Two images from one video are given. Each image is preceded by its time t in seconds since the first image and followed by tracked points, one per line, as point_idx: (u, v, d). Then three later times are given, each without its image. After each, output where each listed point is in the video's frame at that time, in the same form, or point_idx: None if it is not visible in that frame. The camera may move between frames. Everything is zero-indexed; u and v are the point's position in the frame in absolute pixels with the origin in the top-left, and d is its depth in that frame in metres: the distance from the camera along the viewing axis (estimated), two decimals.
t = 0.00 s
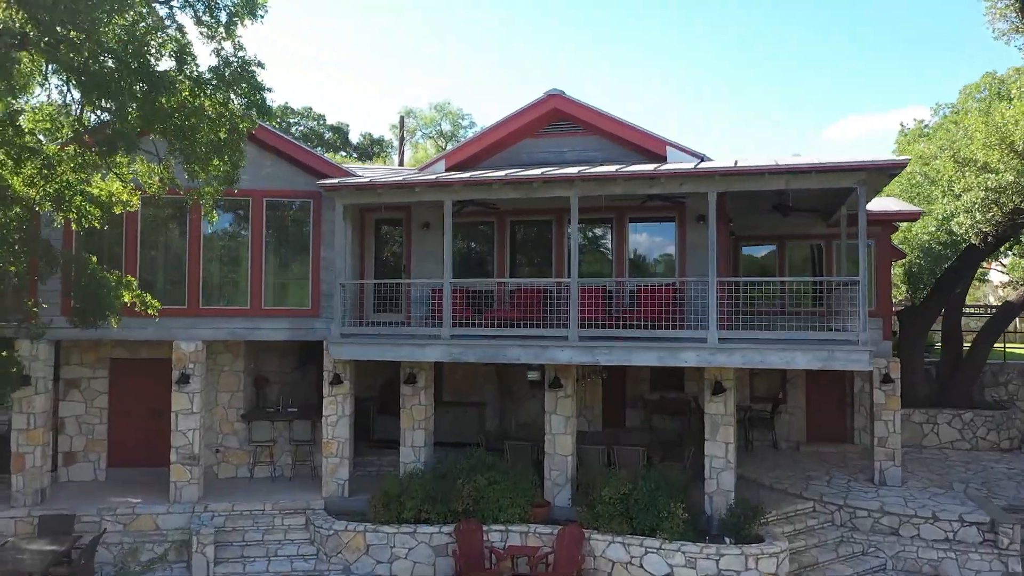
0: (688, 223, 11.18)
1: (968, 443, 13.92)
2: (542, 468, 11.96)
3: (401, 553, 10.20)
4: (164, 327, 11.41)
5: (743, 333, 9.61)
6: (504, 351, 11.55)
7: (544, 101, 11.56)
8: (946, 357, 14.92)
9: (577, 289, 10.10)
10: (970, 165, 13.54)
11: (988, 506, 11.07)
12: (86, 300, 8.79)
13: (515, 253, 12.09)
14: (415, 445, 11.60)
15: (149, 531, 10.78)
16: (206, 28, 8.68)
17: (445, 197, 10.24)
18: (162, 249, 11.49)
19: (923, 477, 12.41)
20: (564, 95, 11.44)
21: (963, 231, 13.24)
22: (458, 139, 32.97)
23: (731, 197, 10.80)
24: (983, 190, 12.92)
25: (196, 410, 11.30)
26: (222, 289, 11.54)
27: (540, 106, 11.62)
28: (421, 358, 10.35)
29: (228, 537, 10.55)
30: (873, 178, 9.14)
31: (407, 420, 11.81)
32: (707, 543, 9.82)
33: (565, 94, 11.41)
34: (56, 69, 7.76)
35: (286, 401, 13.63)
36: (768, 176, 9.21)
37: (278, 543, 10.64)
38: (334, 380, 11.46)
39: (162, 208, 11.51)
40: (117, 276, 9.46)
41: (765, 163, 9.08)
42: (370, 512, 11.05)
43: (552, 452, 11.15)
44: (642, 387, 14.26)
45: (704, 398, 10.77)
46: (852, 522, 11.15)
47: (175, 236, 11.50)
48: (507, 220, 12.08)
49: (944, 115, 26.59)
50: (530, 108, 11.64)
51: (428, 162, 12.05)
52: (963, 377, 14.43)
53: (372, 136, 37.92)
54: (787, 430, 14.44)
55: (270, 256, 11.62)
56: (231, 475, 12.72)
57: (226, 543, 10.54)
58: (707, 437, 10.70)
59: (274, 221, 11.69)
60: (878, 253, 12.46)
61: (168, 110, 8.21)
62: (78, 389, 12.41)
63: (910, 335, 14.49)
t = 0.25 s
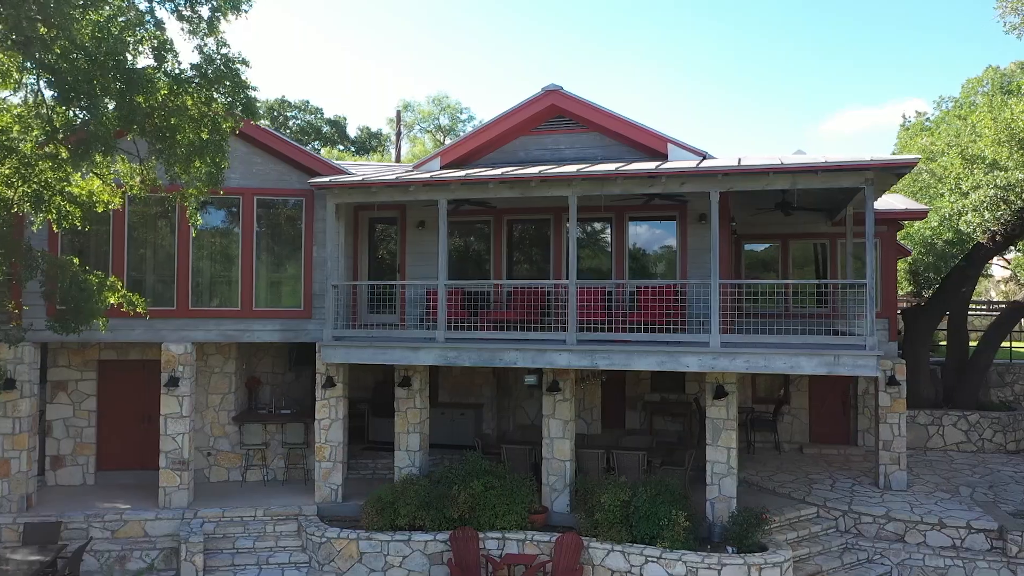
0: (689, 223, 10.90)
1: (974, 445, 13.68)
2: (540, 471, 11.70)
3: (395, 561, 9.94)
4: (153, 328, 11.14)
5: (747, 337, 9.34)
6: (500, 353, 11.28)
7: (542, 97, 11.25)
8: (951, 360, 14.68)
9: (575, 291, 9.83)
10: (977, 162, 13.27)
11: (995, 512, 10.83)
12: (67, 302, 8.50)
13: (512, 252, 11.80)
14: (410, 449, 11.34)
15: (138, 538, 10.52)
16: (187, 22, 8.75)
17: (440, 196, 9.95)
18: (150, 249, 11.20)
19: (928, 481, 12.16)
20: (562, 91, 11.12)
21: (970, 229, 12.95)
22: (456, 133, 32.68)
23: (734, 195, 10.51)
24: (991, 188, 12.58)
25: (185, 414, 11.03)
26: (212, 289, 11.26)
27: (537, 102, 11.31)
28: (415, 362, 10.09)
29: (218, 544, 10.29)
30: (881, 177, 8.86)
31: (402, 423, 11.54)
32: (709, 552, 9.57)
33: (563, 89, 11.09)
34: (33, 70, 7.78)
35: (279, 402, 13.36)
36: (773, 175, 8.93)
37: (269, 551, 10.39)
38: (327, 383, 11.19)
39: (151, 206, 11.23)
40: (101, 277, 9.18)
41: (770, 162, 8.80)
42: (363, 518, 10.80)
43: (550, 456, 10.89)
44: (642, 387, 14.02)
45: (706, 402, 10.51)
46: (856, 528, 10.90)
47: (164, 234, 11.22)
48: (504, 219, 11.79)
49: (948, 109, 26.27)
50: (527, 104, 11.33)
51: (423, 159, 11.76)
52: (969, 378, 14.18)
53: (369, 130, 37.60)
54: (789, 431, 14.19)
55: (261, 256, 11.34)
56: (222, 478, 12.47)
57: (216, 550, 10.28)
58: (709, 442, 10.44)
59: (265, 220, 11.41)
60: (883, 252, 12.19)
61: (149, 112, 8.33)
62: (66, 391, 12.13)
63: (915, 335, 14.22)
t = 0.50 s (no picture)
0: (691, 223, 10.65)
1: (980, 447, 13.45)
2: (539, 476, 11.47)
3: (389, 570, 9.71)
4: (142, 330, 10.89)
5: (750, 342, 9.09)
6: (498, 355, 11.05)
7: (539, 94, 10.97)
8: (956, 359, 14.41)
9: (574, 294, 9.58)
10: (985, 160, 13.03)
11: (1002, 518, 10.61)
12: (50, 306, 8.21)
13: (510, 253, 11.55)
14: (406, 453, 11.11)
15: (127, 545, 10.29)
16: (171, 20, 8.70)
17: (435, 197, 9.69)
18: (139, 250, 10.93)
19: (934, 485, 11.94)
20: (560, 88, 10.84)
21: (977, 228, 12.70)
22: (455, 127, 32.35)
23: (737, 195, 10.26)
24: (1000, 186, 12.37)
25: (175, 419, 10.80)
26: (203, 290, 11.01)
27: (535, 99, 11.03)
28: (410, 366, 9.85)
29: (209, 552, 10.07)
30: (889, 178, 8.61)
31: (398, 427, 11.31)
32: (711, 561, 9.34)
33: (561, 86, 10.81)
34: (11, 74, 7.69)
35: (273, 404, 13.12)
36: (778, 175, 8.67)
37: (261, 559, 10.16)
38: (321, 386, 10.96)
39: (140, 206, 10.96)
40: (83, 281, 8.86)
41: (774, 162, 8.54)
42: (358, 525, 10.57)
43: (548, 461, 10.66)
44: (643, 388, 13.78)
45: (708, 407, 10.27)
46: (861, 534, 10.68)
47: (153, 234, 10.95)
48: (502, 218, 11.53)
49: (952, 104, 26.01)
50: (525, 101, 11.05)
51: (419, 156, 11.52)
52: (975, 379, 13.95)
53: (367, 124, 37.27)
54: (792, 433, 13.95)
55: (253, 256, 11.09)
56: (215, 482, 12.25)
57: (207, 558, 10.06)
58: (711, 447, 10.20)
59: (258, 220, 11.15)
60: (889, 252, 11.95)
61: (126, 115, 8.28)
62: (55, 394, 11.87)
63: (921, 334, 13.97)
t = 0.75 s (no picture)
0: (693, 223, 10.42)
1: (986, 449, 13.24)
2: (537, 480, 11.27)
3: None
4: (133, 333, 10.67)
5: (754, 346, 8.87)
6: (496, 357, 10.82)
7: (538, 90, 10.70)
8: (961, 359, 14.27)
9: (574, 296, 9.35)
10: (993, 158, 12.78)
11: (1010, 523, 10.40)
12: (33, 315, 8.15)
13: (508, 253, 11.32)
14: (402, 457, 10.90)
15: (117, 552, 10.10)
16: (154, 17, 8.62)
17: (431, 196, 9.46)
18: (126, 253, 10.70)
19: (940, 488, 11.73)
20: (559, 84, 10.58)
21: (985, 227, 12.50)
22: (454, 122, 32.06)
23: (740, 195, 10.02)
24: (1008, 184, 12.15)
25: (166, 423, 10.59)
26: (195, 291, 10.78)
27: (533, 95, 10.77)
28: (406, 370, 9.64)
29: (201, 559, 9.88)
30: (898, 178, 8.37)
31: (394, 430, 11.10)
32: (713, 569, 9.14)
33: (560, 83, 10.55)
34: None
35: (268, 406, 12.91)
36: (783, 175, 8.43)
37: (254, 566, 9.97)
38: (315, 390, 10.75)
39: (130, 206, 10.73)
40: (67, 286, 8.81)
41: (780, 161, 8.30)
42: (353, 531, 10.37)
43: (547, 466, 10.45)
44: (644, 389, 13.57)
45: (710, 411, 10.06)
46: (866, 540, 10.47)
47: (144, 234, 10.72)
48: (500, 218, 11.30)
49: (955, 98, 25.74)
50: (523, 98, 10.79)
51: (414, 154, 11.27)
52: (981, 379, 13.73)
53: (366, 118, 36.96)
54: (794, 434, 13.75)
55: (246, 256, 10.86)
56: (208, 486, 12.05)
57: (198, 565, 9.86)
58: (713, 452, 9.99)
59: (251, 219, 10.91)
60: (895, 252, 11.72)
61: (111, 116, 8.20)
62: (45, 397, 11.66)
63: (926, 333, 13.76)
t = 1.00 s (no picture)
0: (695, 223, 10.20)
1: (992, 450, 13.04)
2: (536, 485, 11.07)
3: None
4: (123, 335, 10.46)
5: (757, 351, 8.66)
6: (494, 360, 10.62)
7: (536, 88, 10.46)
8: (967, 359, 14.05)
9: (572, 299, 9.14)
10: (1001, 156, 12.54)
11: (1017, 529, 10.20)
12: (16, 319, 7.99)
13: (506, 253, 11.10)
14: (397, 462, 10.70)
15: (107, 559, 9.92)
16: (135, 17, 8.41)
17: (425, 197, 9.24)
18: (117, 252, 10.47)
19: (945, 492, 11.54)
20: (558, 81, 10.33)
21: (991, 226, 12.29)
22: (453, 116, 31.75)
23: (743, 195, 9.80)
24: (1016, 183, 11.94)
25: (158, 427, 10.39)
26: (186, 293, 10.56)
27: (532, 93, 10.52)
28: (401, 374, 9.43)
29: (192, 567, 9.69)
30: (906, 179, 8.14)
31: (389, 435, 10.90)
32: None
33: (559, 80, 10.30)
34: None
35: (262, 408, 12.70)
36: (787, 176, 8.21)
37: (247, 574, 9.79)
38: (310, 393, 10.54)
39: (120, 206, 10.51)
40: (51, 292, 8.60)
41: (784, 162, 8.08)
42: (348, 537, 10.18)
43: (546, 472, 10.25)
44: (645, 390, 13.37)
45: (712, 416, 9.86)
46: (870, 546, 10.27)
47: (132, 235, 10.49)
48: (498, 218, 11.07)
49: (959, 92, 25.45)
50: (521, 95, 10.55)
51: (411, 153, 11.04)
52: (987, 380, 13.53)
53: (364, 112, 36.64)
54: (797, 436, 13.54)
55: (237, 257, 10.64)
56: (202, 489, 11.86)
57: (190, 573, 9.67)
58: (715, 458, 9.78)
59: (243, 219, 10.68)
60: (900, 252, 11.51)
61: (92, 119, 8.02)
62: (35, 400, 11.46)
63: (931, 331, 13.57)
